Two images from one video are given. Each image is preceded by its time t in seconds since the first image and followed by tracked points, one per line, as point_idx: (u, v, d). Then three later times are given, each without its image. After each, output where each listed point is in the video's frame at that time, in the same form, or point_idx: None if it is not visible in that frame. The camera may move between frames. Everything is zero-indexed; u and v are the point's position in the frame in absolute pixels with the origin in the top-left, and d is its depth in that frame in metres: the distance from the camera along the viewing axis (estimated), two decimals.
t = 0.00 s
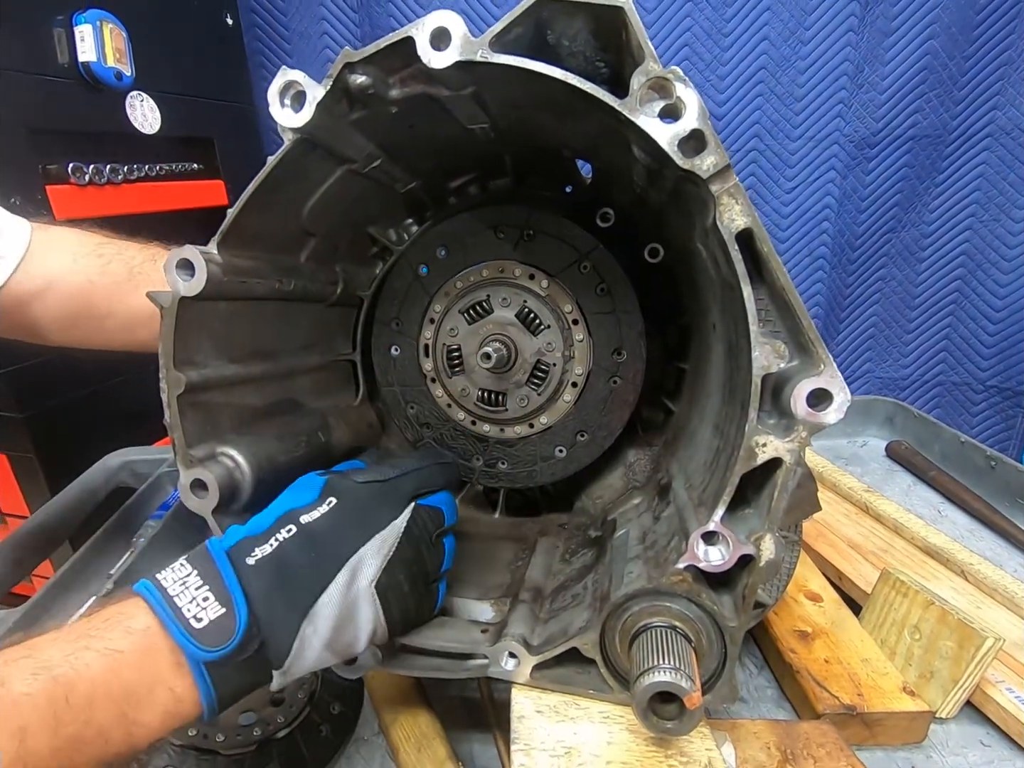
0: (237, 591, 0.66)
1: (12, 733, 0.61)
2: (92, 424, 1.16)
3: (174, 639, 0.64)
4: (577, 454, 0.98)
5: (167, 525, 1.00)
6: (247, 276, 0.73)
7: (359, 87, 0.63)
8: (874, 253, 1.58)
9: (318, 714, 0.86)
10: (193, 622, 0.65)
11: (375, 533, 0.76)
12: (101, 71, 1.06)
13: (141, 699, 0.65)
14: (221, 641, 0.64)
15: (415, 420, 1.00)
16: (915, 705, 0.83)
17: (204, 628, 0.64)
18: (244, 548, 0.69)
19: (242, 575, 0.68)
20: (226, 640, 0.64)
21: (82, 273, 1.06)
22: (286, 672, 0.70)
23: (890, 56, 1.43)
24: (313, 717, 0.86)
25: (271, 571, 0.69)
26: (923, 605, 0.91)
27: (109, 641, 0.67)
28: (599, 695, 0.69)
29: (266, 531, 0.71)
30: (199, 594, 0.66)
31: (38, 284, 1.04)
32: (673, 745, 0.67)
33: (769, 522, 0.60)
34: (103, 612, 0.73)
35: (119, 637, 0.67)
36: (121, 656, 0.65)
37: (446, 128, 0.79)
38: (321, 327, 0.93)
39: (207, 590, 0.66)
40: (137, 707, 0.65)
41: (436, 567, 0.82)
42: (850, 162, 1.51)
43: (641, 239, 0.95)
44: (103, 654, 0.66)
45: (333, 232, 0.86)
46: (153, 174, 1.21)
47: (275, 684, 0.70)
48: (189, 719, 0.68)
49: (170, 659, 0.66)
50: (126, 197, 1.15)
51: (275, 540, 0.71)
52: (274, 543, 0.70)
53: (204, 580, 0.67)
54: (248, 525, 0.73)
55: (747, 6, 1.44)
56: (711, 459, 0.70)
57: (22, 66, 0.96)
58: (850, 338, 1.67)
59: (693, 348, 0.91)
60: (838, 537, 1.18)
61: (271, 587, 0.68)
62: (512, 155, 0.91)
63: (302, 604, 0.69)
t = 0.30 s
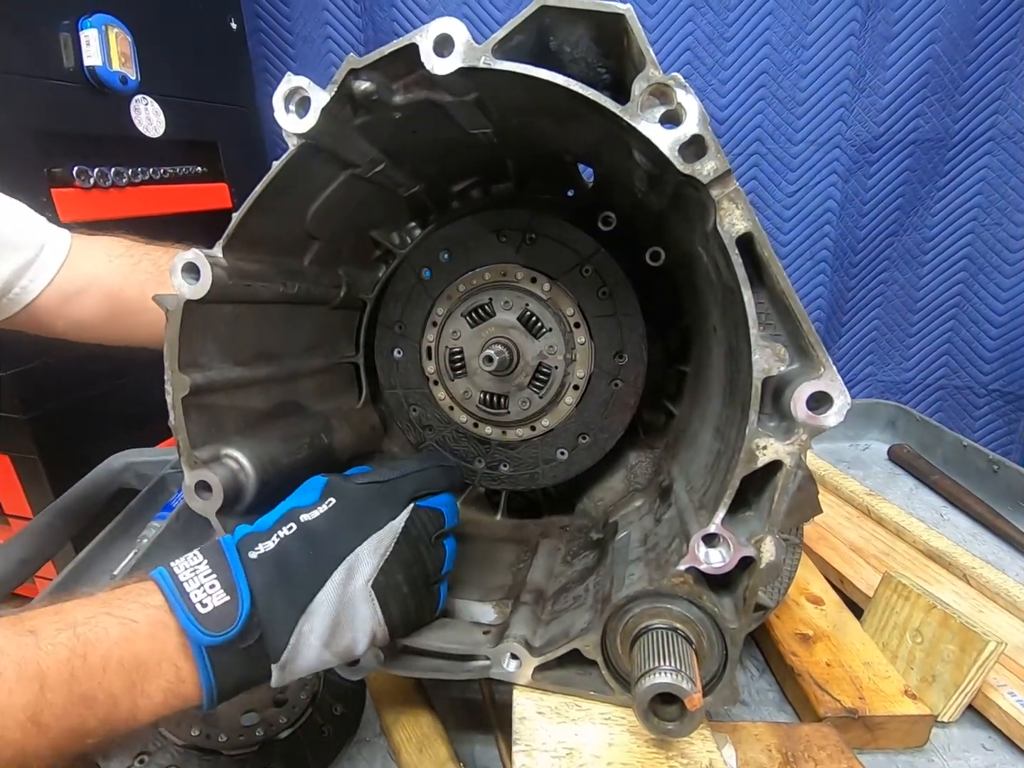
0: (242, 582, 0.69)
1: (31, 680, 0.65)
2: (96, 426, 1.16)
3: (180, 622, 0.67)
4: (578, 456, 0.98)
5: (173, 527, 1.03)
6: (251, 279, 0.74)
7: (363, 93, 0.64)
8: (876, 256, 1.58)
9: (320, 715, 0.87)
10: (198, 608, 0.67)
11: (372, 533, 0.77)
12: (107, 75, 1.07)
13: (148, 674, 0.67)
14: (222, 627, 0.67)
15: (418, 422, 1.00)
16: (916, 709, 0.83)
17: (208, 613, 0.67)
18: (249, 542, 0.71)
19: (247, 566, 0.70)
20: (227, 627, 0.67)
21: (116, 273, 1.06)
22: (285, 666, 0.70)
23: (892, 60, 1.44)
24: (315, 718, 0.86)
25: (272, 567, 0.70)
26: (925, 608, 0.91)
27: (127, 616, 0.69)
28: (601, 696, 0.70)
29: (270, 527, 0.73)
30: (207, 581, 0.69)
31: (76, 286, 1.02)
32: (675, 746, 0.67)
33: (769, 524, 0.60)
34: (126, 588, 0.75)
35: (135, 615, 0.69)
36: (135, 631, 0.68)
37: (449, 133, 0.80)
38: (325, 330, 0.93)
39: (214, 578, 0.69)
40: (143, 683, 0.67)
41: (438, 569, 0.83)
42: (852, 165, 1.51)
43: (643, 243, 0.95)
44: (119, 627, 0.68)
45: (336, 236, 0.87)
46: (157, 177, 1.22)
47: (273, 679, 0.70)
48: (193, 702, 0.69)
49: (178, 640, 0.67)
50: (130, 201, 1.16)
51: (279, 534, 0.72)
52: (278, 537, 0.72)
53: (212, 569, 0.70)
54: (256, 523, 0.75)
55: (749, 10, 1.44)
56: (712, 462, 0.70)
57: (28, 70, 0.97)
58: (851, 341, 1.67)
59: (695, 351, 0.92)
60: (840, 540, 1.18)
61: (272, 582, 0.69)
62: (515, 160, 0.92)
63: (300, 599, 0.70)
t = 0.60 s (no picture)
0: (244, 579, 0.69)
1: (40, 664, 0.65)
2: (98, 429, 1.17)
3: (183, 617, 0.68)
4: (579, 460, 0.98)
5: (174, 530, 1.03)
6: (253, 284, 0.74)
7: (364, 99, 0.64)
8: (877, 259, 1.58)
9: (321, 719, 0.86)
10: (201, 604, 0.68)
11: (372, 536, 0.77)
12: (109, 80, 1.07)
13: (151, 666, 0.67)
14: (224, 623, 0.67)
15: (419, 426, 1.00)
16: (919, 713, 0.83)
17: (211, 608, 0.67)
18: (252, 542, 0.72)
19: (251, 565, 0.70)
20: (229, 623, 0.67)
21: (120, 273, 1.07)
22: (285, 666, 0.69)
23: (893, 62, 1.44)
24: (316, 722, 0.86)
25: (274, 566, 0.70)
26: (927, 612, 0.91)
27: (135, 606, 0.69)
28: (602, 701, 0.70)
29: (273, 528, 0.74)
30: (211, 577, 0.69)
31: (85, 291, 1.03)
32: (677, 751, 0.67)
33: (770, 528, 0.60)
34: (135, 581, 0.75)
35: (143, 606, 0.69)
36: (142, 622, 0.68)
37: (449, 138, 0.80)
38: (326, 334, 0.94)
39: (218, 575, 0.69)
40: (145, 675, 0.67)
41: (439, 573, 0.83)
42: (853, 168, 1.51)
43: (644, 247, 0.95)
44: (128, 617, 0.69)
45: (337, 241, 0.87)
46: (160, 181, 1.22)
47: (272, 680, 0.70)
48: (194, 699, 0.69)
49: (181, 635, 0.68)
50: (133, 205, 1.16)
51: (282, 535, 0.73)
52: (281, 537, 0.73)
53: (218, 567, 0.70)
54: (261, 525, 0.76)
55: (750, 14, 1.44)
56: (712, 466, 0.70)
57: (32, 76, 0.97)
58: (853, 344, 1.67)
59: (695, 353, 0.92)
60: (842, 543, 1.18)
61: (273, 581, 0.70)
62: (516, 165, 0.92)
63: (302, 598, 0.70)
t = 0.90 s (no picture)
0: (251, 582, 0.69)
1: (55, 665, 0.65)
2: (103, 435, 1.17)
3: (194, 617, 0.67)
4: (577, 467, 0.98)
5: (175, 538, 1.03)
6: (248, 298, 0.74)
7: (354, 115, 0.65)
8: (878, 262, 1.59)
9: (322, 725, 0.87)
10: (209, 605, 0.67)
11: (379, 542, 0.79)
12: (113, 89, 1.08)
13: (160, 667, 0.66)
14: (231, 625, 0.67)
15: (416, 435, 1.00)
16: (921, 719, 0.83)
17: (219, 610, 0.67)
18: (260, 547, 0.73)
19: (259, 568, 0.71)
20: (237, 625, 0.67)
21: (111, 290, 1.08)
22: (288, 670, 0.70)
23: (892, 66, 1.44)
24: (318, 727, 0.86)
25: (282, 571, 0.71)
26: (930, 617, 0.91)
27: (147, 608, 0.69)
28: (602, 710, 0.70)
29: (281, 535, 0.75)
30: (220, 579, 0.69)
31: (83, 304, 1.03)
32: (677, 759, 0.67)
33: (766, 536, 0.60)
34: (148, 584, 0.75)
35: (155, 608, 0.69)
36: (153, 622, 0.68)
37: (440, 150, 0.80)
38: (322, 346, 0.94)
39: (226, 577, 0.69)
40: (156, 675, 0.66)
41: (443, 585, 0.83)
42: (853, 171, 1.51)
43: (638, 254, 0.95)
44: (139, 618, 0.68)
45: (332, 252, 0.87)
46: (161, 189, 1.22)
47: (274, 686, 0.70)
48: (204, 702, 0.68)
49: (191, 636, 0.67)
50: (132, 214, 1.15)
51: (290, 541, 0.74)
52: (289, 543, 0.74)
53: (225, 570, 0.70)
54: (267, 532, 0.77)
55: (748, 18, 1.45)
56: (709, 473, 0.71)
57: (36, 86, 0.98)
58: (855, 347, 1.67)
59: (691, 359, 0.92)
60: (845, 548, 1.18)
61: (279, 585, 0.70)
62: (509, 174, 0.92)
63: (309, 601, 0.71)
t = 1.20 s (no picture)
0: (256, 576, 0.70)
1: (59, 664, 0.65)
2: (104, 439, 1.17)
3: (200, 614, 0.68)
4: (584, 467, 0.98)
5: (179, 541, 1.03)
6: (258, 295, 0.74)
7: (369, 111, 0.65)
8: (878, 263, 1.58)
9: (327, 729, 0.86)
10: (214, 597, 0.68)
11: (385, 536, 0.79)
12: (112, 94, 1.08)
13: (166, 661, 0.67)
14: (237, 617, 0.67)
15: (422, 434, 1.00)
16: (929, 721, 0.82)
17: (224, 603, 0.68)
18: (266, 540, 0.73)
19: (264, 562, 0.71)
20: (242, 617, 0.68)
21: (102, 285, 1.05)
22: (293, 665, 0.69)
23: (892, 67, 1.44)
24: (322, 732, 0.86)
25: (288, 563, 0.71)
26: (935, 618, 0.90)
27: (149, 604, 0.69)
28: (610, 711, 0.69)
29: (288, 528, 0.75)
30: (225, 572, 0.70)
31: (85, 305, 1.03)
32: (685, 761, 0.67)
33: (777, 537, 0.60)
34: (148, 581, 0.75)
35: (158, 603, 0.69)
36: (157, 618, 0.68)
37: (451, 148, 0.80)
38: (330, 344, 0.94)
39: (231, 570, 0.70)
40: (161, 670, 0.66)
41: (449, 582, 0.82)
42: (853, 172, 1.51)
43: (647, 254, 0.95)
44: (142, 613, 0.68)
45: (341, 250, 0.87)
46: (162, 193, 1.22)
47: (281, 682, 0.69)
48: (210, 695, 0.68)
49: (196, 629, 0.67)
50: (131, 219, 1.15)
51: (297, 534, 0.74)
52: (297, 536, 0.74)
53: (230, 563, 0.70)
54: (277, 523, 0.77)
55: (747, 20, 1.45)
56: (718, 474, 0.70)
57: (37, 90, 0.98)
58: (856, 349, 1.67)
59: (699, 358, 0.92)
60: (849, 549, 1.17)
61: (286, 583, 0.70)
62: (519, 173, 0.92)
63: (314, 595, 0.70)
